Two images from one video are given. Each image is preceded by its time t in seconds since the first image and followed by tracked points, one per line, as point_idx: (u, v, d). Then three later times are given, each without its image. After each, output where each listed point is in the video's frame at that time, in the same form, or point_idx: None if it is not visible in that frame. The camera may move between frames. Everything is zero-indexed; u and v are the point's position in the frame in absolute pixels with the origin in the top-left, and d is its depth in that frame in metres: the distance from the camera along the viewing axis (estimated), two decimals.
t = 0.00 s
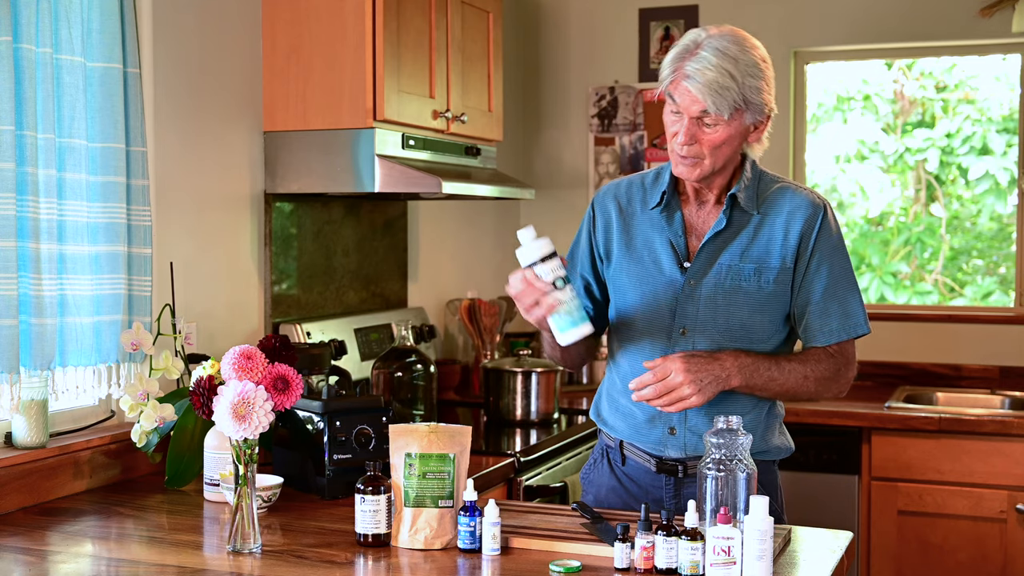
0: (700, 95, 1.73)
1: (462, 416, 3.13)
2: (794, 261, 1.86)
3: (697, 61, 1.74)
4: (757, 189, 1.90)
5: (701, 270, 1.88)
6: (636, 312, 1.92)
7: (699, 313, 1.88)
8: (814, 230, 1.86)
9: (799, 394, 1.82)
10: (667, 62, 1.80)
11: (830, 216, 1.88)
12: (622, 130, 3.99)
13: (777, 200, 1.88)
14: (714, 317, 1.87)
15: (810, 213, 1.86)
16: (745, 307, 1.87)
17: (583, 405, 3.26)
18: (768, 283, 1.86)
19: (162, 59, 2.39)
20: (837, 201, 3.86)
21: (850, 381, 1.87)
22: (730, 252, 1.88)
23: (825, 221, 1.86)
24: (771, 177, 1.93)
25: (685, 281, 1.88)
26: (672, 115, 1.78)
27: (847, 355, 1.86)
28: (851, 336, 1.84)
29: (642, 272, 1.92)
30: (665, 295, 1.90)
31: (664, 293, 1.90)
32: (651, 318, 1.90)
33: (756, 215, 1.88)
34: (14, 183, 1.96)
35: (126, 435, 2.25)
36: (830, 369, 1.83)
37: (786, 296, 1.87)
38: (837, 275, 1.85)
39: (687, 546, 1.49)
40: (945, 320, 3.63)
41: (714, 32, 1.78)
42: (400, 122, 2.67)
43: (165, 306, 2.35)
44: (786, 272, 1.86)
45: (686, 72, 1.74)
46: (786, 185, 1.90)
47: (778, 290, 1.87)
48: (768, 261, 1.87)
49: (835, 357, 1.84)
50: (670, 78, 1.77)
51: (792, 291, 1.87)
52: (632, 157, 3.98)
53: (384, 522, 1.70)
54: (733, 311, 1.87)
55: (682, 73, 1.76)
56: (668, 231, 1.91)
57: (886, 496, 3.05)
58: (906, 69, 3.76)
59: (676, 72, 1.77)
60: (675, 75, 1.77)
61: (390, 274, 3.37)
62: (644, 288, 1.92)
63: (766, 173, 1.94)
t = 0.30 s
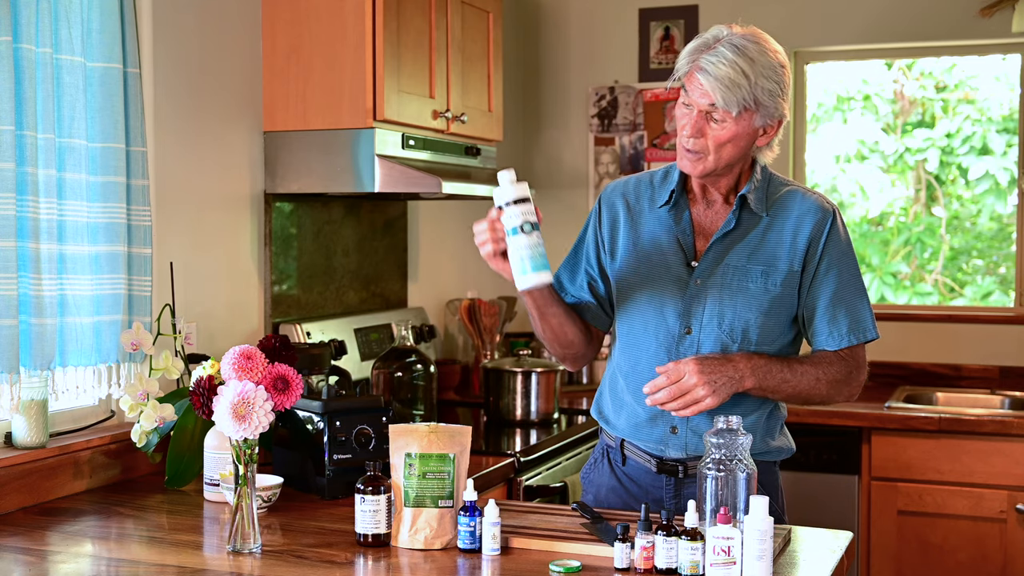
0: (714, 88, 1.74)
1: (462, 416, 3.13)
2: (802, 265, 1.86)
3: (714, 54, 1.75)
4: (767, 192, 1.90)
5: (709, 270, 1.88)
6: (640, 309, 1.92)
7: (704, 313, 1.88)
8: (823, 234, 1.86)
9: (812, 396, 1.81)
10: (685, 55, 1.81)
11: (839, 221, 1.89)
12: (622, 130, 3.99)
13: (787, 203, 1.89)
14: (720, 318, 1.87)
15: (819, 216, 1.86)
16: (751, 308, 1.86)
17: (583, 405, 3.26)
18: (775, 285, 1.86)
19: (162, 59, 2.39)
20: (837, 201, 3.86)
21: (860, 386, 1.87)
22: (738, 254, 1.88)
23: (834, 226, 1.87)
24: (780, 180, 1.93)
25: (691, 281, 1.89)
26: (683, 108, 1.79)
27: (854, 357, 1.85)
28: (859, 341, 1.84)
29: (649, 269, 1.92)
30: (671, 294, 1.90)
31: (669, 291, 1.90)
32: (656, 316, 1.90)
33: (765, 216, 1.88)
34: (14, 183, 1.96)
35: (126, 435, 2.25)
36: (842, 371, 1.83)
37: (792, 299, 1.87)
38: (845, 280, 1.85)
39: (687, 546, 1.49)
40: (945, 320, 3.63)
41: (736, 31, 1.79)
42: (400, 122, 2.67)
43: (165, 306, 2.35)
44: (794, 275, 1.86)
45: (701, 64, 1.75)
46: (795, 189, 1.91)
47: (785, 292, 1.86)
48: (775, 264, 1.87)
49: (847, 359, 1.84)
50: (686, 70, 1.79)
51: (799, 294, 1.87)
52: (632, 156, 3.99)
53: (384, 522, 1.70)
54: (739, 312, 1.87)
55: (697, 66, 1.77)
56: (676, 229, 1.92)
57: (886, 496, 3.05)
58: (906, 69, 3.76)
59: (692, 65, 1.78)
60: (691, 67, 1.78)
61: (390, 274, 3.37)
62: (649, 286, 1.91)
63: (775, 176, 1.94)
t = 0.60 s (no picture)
0: (747, 79, 1.74)
1: (462, 416, 3.13)
2: (807, 266, 1.86)
3: (734, 47, 1.75)
4: (772, 193, 1.90)
5: (713, 271, 1.88)
6: (643, 311, 1.92)
7: (709, 315, 1.88)
8: (828, 236, 1.86)
9: (817, 396, 1.82)
10: (696, 57, 1.80)
11: (844, 222, 1.89)
12: (622, 130, 3.99)
13: (792, 204, 1.88)
14: (724, 319, 1.87)
15: (824, 218, 1.86)
16: (756, 310, 1.86)
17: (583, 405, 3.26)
18: (780, 287, 1.86)
19: (162, 59, 2.39)
20: (837, 201, 3.86)
21: (865, 386, 1.88)
22: (744, 255, 1.88)
23: (839, 228, 1.87)
24: (784, 180, 1.93)
25: (696, 282, 1.89)
26: (711, 107, 1.77)
27: (857, 357, 1.86)
28: (864, 342, 1.85)
29: (652, 270, 1.92)
30: (675, 296, 1.89)
31: (674, 293, 1.90)
32: (660, 317, 1.90)
33: (771, 218, 1.88)
34: (14, 182, 1.96)
35: (126, 435, 2.25)
36: (848, 371, 1.84)
37: (797, 301, 1.87)
38: (850, 282, 1.85)
39: (686, 546, 1.49)
40: (945, 320, 3.63)
41: (733, 26, 1.81)
42: (400, 122, 2.67)
43: (165, 306, 2.35)
44: (799, 277, 1.86)
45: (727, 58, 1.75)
46: (800, 190, 1.91)
47: (791, 294, 1.86)
48: (780, 265, 1.86)
49: (852, 360, 1.85)
50: (707, 70, 1.77)
51: (804, 296, 1.87)
52: (632, 156, 3.99)
53: (384, 522, 1.70)
54: (744, 313, 1.86)
55: (720, 62, 1.76)
56: (679, 230, 1.92)
57: (886, 496, 3.05)
58: (906, 69, 3.76)
59: (713, 64, 1.77)
60: (712, 65, 1.77)
61: (390, 274, 3.37)
62: (653, 287, 1.91)
63: (779, 176, 1.94)
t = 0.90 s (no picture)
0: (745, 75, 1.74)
1: (462, 416, 3.13)
2: (806, 265, 1.86)
3: (730, 45, 1.76)
4: (769, 192, 1.90)
5: (713, 271, 1.88)
6: (643, 312, 1.92)
7: (708, 315, 1.88)
8: (826, 235, 1.86)
9: (817, 394, 1.82)
10: (692, 57, 1.80)
11: (841, 221, 1.89)
12: (622, 130, 3.99)
13: (789, 204, 1.88)
14: (724, 319, 1.87)
15: (822, 217, 1.87)
16: (756, 309, 1.86)
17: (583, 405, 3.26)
18: (780, 286, 1.86)
19: (162, 59, 2.39)
20: (837, 201, 3.87)
21: (865, 384, 1.88)
22: (742, 255, 1.88)
23: (837, 227, 1.87)
24: (781, 179, 1.93)
25: (695, 282, 1.89)
26: (709, 106, 1.76)
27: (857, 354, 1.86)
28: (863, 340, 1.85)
29: (651, 270, 1.92)
30: (675, 296, 1.89)
31: (673, 293, 1.90)
32: (660, 318, 1.90)
33: (769, 217, 1.88)
34: (14, 182, 1.96)
35: (126, 435, 2.25)
36: (847, 369, 1.84)
37: (796, 300, 1.87)
38: (849, 281, 1.85)
39: (687, 546, 1.49)
40: (944, 320, 3.63)
41: (726, 25, 1.81)
42: (400, 122, 2.67)
43: (165, 306, 2.35)
44: (798, 276, 1.86)
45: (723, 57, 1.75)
46: (798, 189, 1.91)
47: (790, 293, 1.86)
48: (779, 264, 1.86)
49: (851, 357, 1.85)
50: (704, 69, 1.77)
51: (804, 295, 1.87)
52: (632, 156, 3.99)
53: (384, 522, 1.70)
54: (744, 313, 1.86)
55: (717, 61, 1.76)
56: (678, 230, 1.92)
57: (886, 496, 3.05)
58: (906, 69, 3.76)
59: (710, 63, 1.77)
60: (709, 65, 1.77)
61: (390, 274, 3.37)
62: (652, 288, 1.91)
63: (776, 175, 1.94)
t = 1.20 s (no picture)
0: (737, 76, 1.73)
1: (462, 417, 3.13)
2: (802, 262, 1.86)
3: (720, 45, 1.75)
4: (765, 191, 1.90)
5: (709, 271, 1.88)
6: (640, 313, 1.92)
7: (705, 314, 1.88)
8: (822, 233, 1.86)
9: (815, 391, 1.82)
10: (684, 57, 1.79)
11: (837, 218, 1.88)
12: (622, 130, 3.99)
13: (785, 202, 1.89)
14: (722, 319, 1.87)
15: (817, 215, 1.86)
16: (752, 308, 1.86)
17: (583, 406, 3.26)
18: (776, 284, 1.86)
19: (162, 59, 2.39)
20: (837, 201, 3.87)
21: (864, 382, 1.87)
22: (739, 254, 1.88)
23: (833, 224, 1.87)
24: (777, 178, 1.93)
25: (692, 282, 1.89)
26: (701, 106, 1.76)
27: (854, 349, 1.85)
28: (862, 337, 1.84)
29: (648, 270, 1.92)
30: (672, 298, 1.89)
31: (670, 293, 1.90)
32: (657, 319, 1.90)
33: (765, 216, 1.88)
34: (14, 183, 1.96)
35: (126, 435, 2.25)
36: (844, 367, 1.84)
37: (793, 298, 1.87)
38: (845, 277, 1.85)
39: (687, 546, 1.49)
40: (945, 320, 3.63)
41: (717, 24, 1.80)
42: (400, 122, 2.67)
43: (165, 306, 2.35)
44: (794, 274, 1.86)
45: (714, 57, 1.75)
46: (793, 187, 1.91)
47: (786, 291, 1.86)
48: (776, 263, 1.87)
49: (848, 355, 1.85)
50: (695, 70, 1.77)
51: (800, 293, 1.87)
52: (632, 156, 3.99)
53: (384, 522, 1.70)
54: (741, 312, 1.86)
55: (708, 61, 1.76)
56: (674, 230, 1.92)
57: (886, 496, 3.05)
58: (906, 69, 3.76)
59: (701, 63, 1.77)
60: (700, 65, 1.76)
61: (390, 274, 3.37)
62: (649, 288, 1.91)
63: (772, 174, 1.94)
